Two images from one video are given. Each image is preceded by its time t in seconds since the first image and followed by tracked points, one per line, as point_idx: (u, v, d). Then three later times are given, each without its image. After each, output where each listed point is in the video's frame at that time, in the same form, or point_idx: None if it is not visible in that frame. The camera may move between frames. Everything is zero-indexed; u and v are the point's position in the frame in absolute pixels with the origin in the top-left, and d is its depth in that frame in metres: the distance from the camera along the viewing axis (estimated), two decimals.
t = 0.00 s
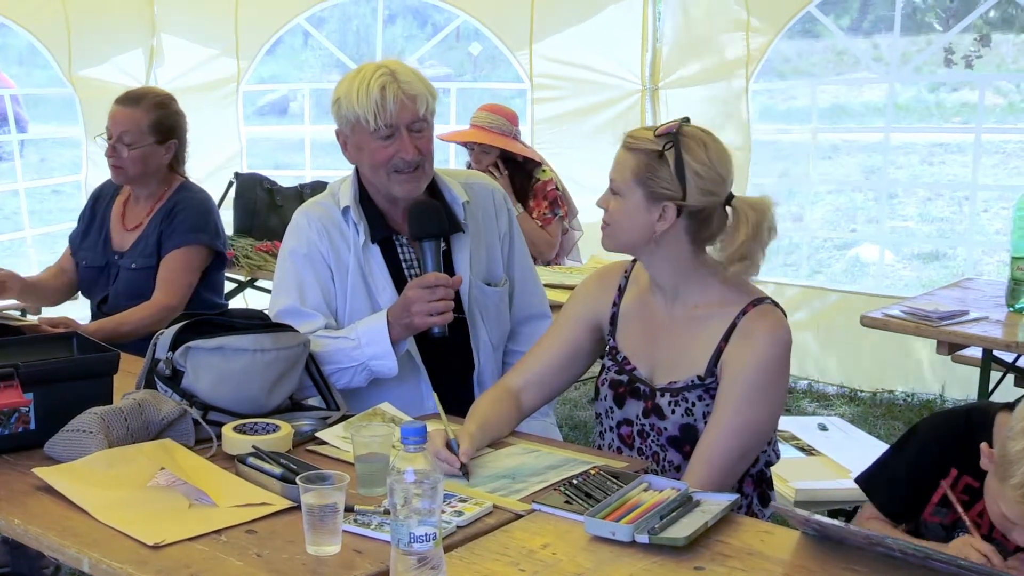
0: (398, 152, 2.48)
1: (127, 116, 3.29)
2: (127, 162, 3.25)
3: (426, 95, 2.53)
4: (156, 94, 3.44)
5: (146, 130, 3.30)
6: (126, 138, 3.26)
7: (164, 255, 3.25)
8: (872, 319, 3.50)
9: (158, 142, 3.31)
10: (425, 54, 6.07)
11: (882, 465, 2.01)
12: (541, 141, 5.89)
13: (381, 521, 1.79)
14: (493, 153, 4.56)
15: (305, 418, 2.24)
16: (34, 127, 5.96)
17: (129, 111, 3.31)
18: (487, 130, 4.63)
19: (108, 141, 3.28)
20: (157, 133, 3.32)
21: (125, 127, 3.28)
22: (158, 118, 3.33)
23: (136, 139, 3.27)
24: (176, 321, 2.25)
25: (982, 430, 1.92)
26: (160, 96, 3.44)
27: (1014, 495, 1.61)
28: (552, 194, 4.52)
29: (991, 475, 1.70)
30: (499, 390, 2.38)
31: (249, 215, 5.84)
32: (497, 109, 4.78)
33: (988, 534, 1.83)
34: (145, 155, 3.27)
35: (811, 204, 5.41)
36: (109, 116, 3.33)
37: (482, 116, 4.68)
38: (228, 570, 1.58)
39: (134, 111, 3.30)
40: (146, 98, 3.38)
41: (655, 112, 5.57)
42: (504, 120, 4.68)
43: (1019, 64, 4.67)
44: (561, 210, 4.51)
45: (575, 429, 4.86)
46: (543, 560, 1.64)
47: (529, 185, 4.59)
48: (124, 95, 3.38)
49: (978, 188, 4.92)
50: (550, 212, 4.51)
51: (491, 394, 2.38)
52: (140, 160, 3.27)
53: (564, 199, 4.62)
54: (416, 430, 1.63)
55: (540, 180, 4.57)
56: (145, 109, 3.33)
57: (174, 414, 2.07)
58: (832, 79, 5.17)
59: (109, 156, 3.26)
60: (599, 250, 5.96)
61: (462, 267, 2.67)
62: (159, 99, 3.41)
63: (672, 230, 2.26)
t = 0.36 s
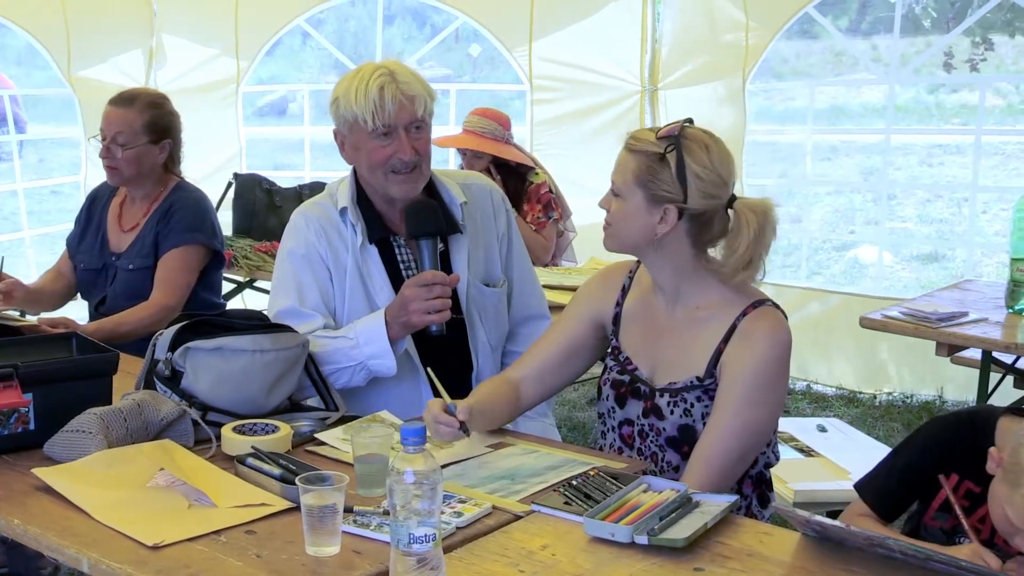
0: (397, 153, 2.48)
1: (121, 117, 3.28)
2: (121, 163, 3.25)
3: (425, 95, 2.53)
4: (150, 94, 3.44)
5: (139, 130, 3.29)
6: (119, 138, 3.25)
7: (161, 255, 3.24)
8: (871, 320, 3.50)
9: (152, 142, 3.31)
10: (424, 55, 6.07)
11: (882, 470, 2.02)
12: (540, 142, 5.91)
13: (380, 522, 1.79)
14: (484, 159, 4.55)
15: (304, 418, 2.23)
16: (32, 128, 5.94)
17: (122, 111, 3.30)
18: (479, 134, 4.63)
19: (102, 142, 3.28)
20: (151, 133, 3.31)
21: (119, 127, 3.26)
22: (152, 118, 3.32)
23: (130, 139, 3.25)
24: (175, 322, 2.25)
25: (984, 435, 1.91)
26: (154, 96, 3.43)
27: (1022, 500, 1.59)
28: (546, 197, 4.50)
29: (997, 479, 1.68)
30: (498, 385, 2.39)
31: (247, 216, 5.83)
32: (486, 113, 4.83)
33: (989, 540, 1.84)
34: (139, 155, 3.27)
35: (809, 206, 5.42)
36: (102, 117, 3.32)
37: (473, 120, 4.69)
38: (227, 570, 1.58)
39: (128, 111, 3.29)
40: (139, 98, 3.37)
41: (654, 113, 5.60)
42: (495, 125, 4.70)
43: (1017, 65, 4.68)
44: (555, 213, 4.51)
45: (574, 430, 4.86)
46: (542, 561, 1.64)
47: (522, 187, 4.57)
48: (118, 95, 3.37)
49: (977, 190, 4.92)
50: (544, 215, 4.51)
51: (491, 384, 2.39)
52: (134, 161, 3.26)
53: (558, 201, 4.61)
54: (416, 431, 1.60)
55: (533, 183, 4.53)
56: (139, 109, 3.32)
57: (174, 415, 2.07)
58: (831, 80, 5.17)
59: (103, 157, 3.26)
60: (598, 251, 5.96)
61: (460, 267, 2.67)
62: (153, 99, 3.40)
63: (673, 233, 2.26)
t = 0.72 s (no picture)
0: (392, 153, 2.48)
1: (112, 117, 3.29)
2: (112, 163, 3.25)
3: (420, 94, 2.53)
4: (142, 94, 3.45)
5: (130, 130, 3.29)
6: (110, 138, 3.25)
7: (158, 256, 3.24)
8: (870, 320, 3.50)
9: (143, 142, 3.30)
10: (422, 55, 6.06)
11: (880, 472, 2.01)
12: (538, 143, 5.91)
13: (378, 523, 1.79)
14: (479, 162, 4.53)
15: (302, 419, 2.24)
16: (31, 129, 5.98)
17: (113, 111, 3.31)
18: (475, 136, 4.64)
19: (94, 143, 3.29)
20: (142, 133, 3.31)
21: (110, 128, 3.27)
22: (143, 118, 3.32)
23: (120, 139, 3.26)
24: (173, 323, 2.25)
25: (985, 438, 1.91)
26: (146, 96, 3.44)
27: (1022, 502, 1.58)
28: (542, 198, 4.50)
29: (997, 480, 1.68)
30: (495, 390, 2.38)
31: (246, 217, 5.83)
32: (480, 113, 4.83)
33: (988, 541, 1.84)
34: (130, 155, 3.27)
35: (808, 206, 5.41)
36: (94, 119, 3.33)
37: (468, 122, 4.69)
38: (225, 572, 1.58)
39: (118, 111, 3.30)
40: (130, 99, 3.37)
41: (653, 114, 5.61)
42: (490, 125, 4.72)
43: (1016, 65, 4.66)
44: (552, 212, 4.50)
45: (573, 431, 4.87)
46: (540, 561, 1.65)
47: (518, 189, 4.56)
48: (109, 96, 3.37)
49: (976, 190, 4.91)
50: (541, 215, 4.50)
51: (488, 391, 2.38)
52: (125, 161, 3.26)
53: (554, 201, 4.60)
54: (413, 431, 1.65)
55: (530, 184, 4.55)
56: (130, 109, 3.32)
57: (172, 416, 2.07)
58: (830, 80, 5.16)
59: (95, 158, 3.27)
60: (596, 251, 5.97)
61: (456, 267, 2.66)
62: (144, 99, 3.41)
63: (663, 235, 2.25)
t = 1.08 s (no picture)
0: (392, 152, 2.46)
1: (105, 117, 3.28)
2: (106, 165, 3.24)
3: (420, 94, 2.52)
4: (136, 94, 3.43)
5: (124, 131, 3.28)
6: (104, 139, 3.24)
7: (153, 257, 3.23)
8: (870, 322, 3.49)
9: (137, 142, 3.29)
10: (421, 55, 6.05)
11: (881, 475, 2.00)
12: (537, 143, 5.91)
13: (376, 525, 1.78)
14: (478, 161, 4.51)
15: (299, 422, 2.23)
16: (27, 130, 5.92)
17: (107, 112, 3.29)
18: (472, 135, 4.65)
19: (87, 144, 3.28)
20: (135, 134, 3.30)
21: (104, 129, 3.26)
22: (136, 118, 3.32)
23: (115, 140, 3.25)
24: (169, 325, 2.24)
25: (987, 441, 1.90)
26: (140, 97, 3.43)
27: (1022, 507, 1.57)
28: (540, 198, 4.46)
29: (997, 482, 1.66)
30: (490, 394, 2.37)
31: (244, 219, 5.82)
32: (483, 113, 4.83)
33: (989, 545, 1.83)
34: (123, 156, 3.26)
35: (809, 206, 5.39)
36: (87, 120, 3.32)
37: (465, 121, 4.70)
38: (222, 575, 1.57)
39: (112, 112, 3.29)
40: (123, 99, 3.37)
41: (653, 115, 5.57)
42: (489, 125, 4.72)
43: (1018, 65, 4.63)
44: (550, 213, 4.45)
45: (571, 434, 4.86)
46: (538, 564, 1.64)
47: (517, 190, 4.55)
48: (102, 97, 3.37)
49: (978, 191, 4.88)
50: (539, 215, 4.45)
51: (485, 396, 2.37)
52: (118, 162, 3.25)
53: (553, 202, 4.56)
54: (411, 434, 1.63)
55: (529, 184, 4.53)
56: (123, 110, 3.31)
57: (168, 418, 2.06)
58: (832, 80, 5.14)
59: (89, 159, 3.25)
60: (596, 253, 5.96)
61: (456, 268, 2.65)
62: (137, 100, 3.40)
63: (650, 237, 2.23)
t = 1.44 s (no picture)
0: (391, 155, 2.45)
1: (104, 119, 3.27)
2: (105, 166, 3.23)
3: (419, 96, 2.50)
4: (134, 96, 3.42)
5: (123, 133, 3.27)
6: (102, 141, 3.23)
7: (150, 259, 3.22)
8: (872, 324, 3.47)
9: (136, 144, 3.29)
10: (418, 56, 6.04)
11: (881, 479, 1.98)
12: (537, 144, 5.89)
13: (375, 529, 1.77)
14: (475, 160, 4.49)
15: (297, 424, 2.22)
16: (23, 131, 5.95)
17: (106, 114, 3.28)
18: (469, 135, 4.63)
19: (85, 145, 3.26)
20: (134, 135, 3.29)
21: (102, 130, 3.24)
22: (135, 120, 3.31)
23: (113, 142, 3.24)
24: (166, 327, 2.23)
25: (989, 446, 1.88)
26: (138, 98, 3.42)
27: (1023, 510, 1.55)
28: (539, 197, 4.45)
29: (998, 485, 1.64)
30: (490, 398, 2.35)
31: (241, 220, 5.80)
32: (478, 113, 4.78)
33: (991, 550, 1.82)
34: (122, 158, 3.25)
35: (810, 208, 5.37)
36: (85, 121, 3.31)
37: (463, 121, 4.67)
38: None
39: (111, 113, 3.28)
40: (122, 100, 3.36)
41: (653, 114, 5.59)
42: (488, 126, 4.68)
43: (1022, 65, 4.62)
44: (549, 212, 4.45)
45: (571, 437, 4.85)
46: (538, 567, 1.62)
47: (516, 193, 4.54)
48: (100, 98, 3.36)
49: (981, 192, 4.86)
50: (538, 215, 4.44)
51: (484, 401, 2.36)
52: (118, 163, 3.24)
53: (553, 202, 4.54)
54: (410, 436, 1.63)
55: (527, 183, 4.52)
56: (122, 112, 3.30)
57: (166, 421, 2.05)
58: (833, 81, 5.13)
59: (87, 161, 3.24)
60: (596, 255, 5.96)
61: (455, 271, 2.64)
62: (136, 101, 3.39)
63: (650, 241, 2.22)
